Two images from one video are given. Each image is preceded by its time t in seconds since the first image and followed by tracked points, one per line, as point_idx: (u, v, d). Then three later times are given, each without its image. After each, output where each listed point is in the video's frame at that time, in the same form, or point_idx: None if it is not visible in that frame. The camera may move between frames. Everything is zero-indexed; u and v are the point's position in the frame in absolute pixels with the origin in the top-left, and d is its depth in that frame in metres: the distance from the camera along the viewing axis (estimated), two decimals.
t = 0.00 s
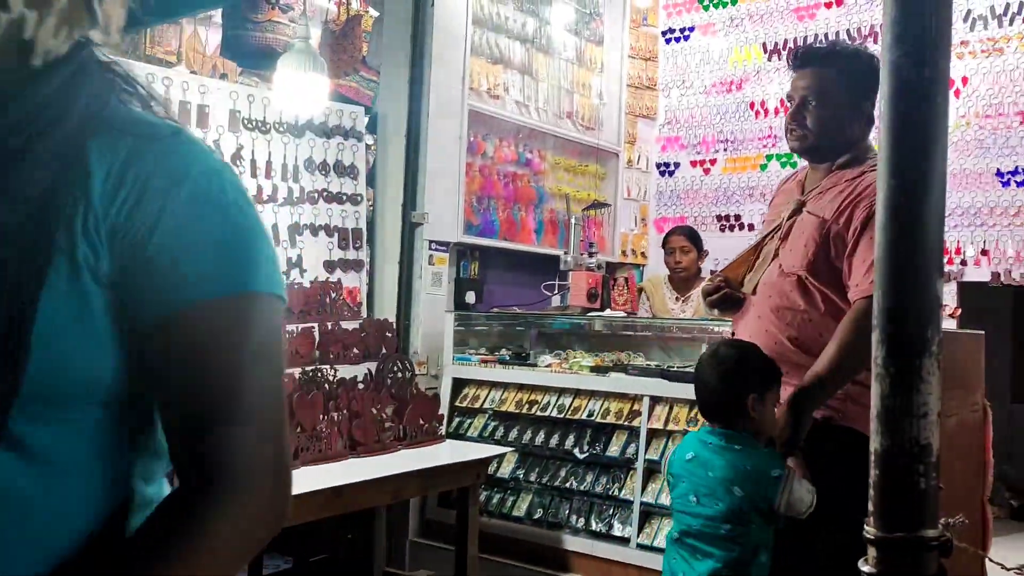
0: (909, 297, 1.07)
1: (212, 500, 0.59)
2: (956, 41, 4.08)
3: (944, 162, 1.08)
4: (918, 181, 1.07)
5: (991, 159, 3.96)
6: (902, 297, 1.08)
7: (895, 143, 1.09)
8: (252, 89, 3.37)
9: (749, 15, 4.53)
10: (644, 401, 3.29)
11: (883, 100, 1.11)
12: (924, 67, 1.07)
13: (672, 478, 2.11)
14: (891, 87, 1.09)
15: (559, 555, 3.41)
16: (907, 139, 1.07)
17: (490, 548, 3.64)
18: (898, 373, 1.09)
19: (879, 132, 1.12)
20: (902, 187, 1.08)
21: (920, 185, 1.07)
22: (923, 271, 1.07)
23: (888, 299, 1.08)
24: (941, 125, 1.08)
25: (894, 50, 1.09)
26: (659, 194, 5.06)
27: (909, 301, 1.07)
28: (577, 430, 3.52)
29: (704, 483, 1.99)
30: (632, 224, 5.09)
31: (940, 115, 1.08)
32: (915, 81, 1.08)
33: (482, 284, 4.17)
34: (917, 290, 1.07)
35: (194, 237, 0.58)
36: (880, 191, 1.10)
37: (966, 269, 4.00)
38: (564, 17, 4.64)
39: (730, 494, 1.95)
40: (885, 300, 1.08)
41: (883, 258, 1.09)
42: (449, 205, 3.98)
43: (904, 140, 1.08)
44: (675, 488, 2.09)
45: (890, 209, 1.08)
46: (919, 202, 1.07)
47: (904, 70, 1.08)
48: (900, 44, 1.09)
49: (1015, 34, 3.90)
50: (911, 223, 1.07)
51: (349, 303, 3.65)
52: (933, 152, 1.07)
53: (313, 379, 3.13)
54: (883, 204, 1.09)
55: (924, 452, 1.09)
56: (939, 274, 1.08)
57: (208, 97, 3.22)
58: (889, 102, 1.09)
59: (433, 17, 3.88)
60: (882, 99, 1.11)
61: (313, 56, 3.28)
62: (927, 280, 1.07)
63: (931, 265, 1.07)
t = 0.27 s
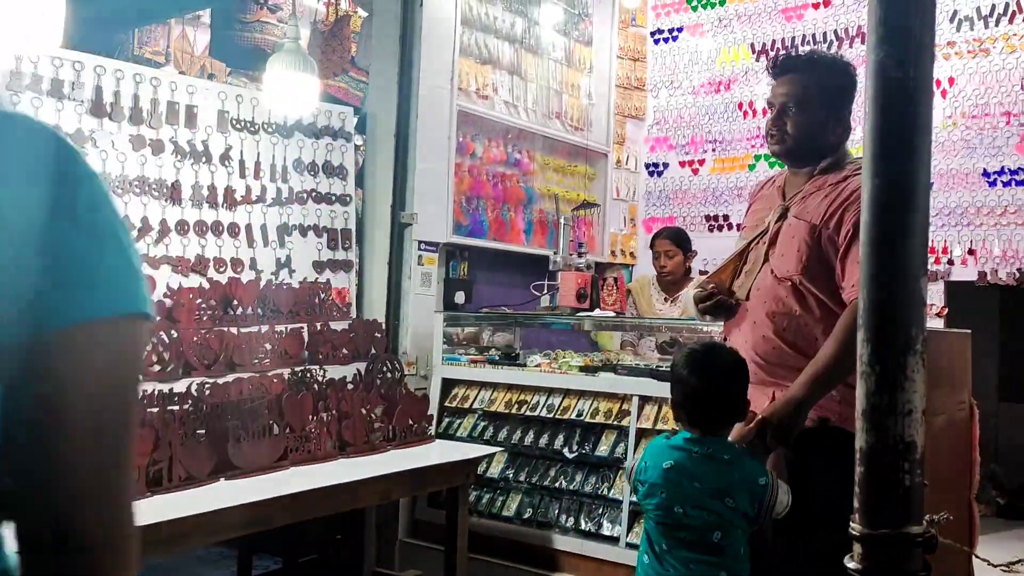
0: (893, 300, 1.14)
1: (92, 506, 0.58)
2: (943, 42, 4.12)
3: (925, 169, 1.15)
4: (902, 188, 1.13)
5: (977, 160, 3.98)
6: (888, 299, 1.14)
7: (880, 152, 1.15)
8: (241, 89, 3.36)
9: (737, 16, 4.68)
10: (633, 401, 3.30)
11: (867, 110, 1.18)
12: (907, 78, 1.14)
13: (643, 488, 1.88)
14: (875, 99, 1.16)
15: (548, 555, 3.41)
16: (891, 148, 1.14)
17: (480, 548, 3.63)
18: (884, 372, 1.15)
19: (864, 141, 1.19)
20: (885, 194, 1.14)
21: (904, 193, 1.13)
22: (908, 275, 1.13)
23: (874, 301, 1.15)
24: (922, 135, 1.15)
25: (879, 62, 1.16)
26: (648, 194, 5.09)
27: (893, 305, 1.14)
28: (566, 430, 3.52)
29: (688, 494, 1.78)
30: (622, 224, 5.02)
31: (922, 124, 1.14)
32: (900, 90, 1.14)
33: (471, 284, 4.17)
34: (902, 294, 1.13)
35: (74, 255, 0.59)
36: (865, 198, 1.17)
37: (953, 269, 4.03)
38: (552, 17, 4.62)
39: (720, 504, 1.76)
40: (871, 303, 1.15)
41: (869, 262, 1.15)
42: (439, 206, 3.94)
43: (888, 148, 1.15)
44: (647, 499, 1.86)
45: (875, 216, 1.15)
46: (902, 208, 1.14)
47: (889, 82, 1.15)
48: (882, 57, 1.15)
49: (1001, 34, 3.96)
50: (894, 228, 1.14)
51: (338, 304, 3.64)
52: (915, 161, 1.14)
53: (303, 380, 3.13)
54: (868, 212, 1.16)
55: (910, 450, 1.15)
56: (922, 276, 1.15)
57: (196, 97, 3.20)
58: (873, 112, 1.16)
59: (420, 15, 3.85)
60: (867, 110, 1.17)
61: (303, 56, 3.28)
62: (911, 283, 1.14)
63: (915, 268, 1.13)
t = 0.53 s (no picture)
0: (893, 306, 1.21)
1: None
2: (942, 41, 4.11)
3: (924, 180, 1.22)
4: (903, 200, 1.21)
5: (978, 159, 3.98)
6: (889, 306, 1.22)
7: (881, 164, 1.22)
8: (241, 91, 3.35)
9: (737, 16, 4.61)
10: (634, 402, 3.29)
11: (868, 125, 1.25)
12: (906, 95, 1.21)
13: (603, 499, 1.88)
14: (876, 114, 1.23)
15: (550, 556, 3.42)
16: (891, 163, 1.21)
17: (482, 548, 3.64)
18: (884, 374, 1.23)
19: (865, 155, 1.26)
20: (886, 207, 1.22)
21: (904, 204, 1.21)
22: (908, 281, 1.21)
23: (875, 308, 1.22)
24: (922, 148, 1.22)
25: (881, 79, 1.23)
26: (648, 195, 5.10)
27: (893, 312, 1.21)
28: (567, 431, 3.52)
29: (647, 503, 1.78)
30: (622, 225, 5.06)
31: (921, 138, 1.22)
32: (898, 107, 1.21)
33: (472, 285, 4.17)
34: (902, 300, 1.21)
35: None
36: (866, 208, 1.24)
37: (954, 269, 4.02)
38: (552, 19, 4.62)
39: (680, 511, 1.76)
40: (872, 308, 1.23)
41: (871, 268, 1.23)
42: (439, 207, 3.95)
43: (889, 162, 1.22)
44: (608, 511, 1.85)
45: (877, 225, 1.22)
46: (902, 218, 1.21)
47: (890, 98, 1.22)
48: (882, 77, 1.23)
49: (1001, 34, 3.93)
50: (895, 237, 1.21)
51: (340, 306, 3.66)
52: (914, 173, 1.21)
53: (304, 381, 3.14)
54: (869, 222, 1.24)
55: (909, 451, 1.23)
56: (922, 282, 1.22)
57: (197, 100, 3.20)
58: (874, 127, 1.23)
59: (420, 16, 3.84)
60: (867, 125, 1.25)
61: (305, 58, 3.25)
62: (910, 289, 1.21)
63: (915, 274, 1.21)
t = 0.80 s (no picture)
0: (893, 300, 1.22)
1: None
2: (943, 38, 4.12)
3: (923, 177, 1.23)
4: (902, 195, 1.22)
5: (979, 156, 3.99)
6: (888, 299, 1.23)
7: (879, 161, 1.24)
8: (242, 89, 3.36)
9: (737, 13, 4.72)
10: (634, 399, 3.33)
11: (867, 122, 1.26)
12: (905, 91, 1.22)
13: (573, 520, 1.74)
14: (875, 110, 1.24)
15: (551, 553, 3.43)
16: (890, 157, 1.22)
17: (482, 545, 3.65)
18: (882, 370, 1.24)
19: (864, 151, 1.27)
20: (885, 202, 1.23)
21: (903, 200, 1.22)
22: (907, 276, 1.22)
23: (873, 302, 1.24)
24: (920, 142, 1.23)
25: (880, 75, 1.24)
26: (648, 193, 5.10)
27: (892, 305, 1.23)
28: (568, 428, 3.51)
29: (618, 518, 1.65)
30: (623, 222, 5.02)
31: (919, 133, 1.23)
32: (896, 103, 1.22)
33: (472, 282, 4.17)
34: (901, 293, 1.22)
35: None
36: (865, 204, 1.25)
37: (955, 265, 4.04)
38: (552, 17, 4.61)
39: (655, 522, 1.64)
40: (871, 302, 1.24)
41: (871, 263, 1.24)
42: (439, 204, 3.95)
43: (888, 157, 1.23)
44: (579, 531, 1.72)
45: (876, 221, 1.23)
46: (902, 213, 1.22)
47: (887, 94, 1.23)
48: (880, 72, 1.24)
49: (1001, 30, 3.95)
50: (893, 232, 1.22)
51: (341, 304, 3.66)
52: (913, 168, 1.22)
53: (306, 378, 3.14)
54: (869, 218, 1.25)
55: (907, 445, 1.24)
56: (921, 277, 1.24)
57: (199, 98, 3.20)
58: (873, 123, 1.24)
59: (420, 13, 3.85)
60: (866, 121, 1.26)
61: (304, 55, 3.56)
62: (910, 283, 1.23)
63: (914, 269, 1.22)
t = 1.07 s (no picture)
0: (884, 299, 1.11)
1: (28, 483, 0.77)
2: (941, 37, 4.12)
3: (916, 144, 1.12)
4: (894, 165, 1.10)
5: (977, 155, 3.98)
6: (878, 280, 1.11)
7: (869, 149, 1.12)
8: (241, 97, 3.36)
9: (735, 14, 4.65)
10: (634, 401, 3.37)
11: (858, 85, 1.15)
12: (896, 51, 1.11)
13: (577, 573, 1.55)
14: (864, 73, 1.13)
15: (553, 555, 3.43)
16: (880, 124, 1.11)
17: (485, 548, 3.65)
18: (874, 370, 1.13)
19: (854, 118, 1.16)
20: (875, 172, 1.11)
21: (894, 170, 1.10)
22: (899, 253, 1.10)
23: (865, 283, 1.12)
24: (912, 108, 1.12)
25: (869, 35, 1.13)
26: (648, 194, 5.08)
27: (883, 287, 1.11)
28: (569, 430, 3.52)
29: (633, 546, 1.54)
30: (623, 224, 5.10)
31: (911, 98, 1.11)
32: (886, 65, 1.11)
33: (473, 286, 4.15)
34: (892, 273, 1.10)
35: None
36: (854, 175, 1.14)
37: (955, 265, 4.02)
38: (551, 20, 4.66)
39: (665, 535, 1.61)
40: (864, 283, 1.12)
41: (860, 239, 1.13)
42: (438, 208, 3.96)
43: (879, 122, 1.11)
44: None
45: (866, 192, 1.12)
46: (893, 185, 1.10)
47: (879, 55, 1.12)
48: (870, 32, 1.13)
49: (998, 30, 3.95)
50: (884, 206, 1.11)
51: (341, 309, 3.68)
52: (905, 135, 1.11)
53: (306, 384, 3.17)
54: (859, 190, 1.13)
55: (902, 447, 1.12)
56: (914, 254, 1.12)
57: (197, 105, 3.21)
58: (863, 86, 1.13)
59: (419, 20, 3.87)
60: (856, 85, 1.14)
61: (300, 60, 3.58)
62: (902, 261, 1.11)
63: (906, 245, 1.11)
